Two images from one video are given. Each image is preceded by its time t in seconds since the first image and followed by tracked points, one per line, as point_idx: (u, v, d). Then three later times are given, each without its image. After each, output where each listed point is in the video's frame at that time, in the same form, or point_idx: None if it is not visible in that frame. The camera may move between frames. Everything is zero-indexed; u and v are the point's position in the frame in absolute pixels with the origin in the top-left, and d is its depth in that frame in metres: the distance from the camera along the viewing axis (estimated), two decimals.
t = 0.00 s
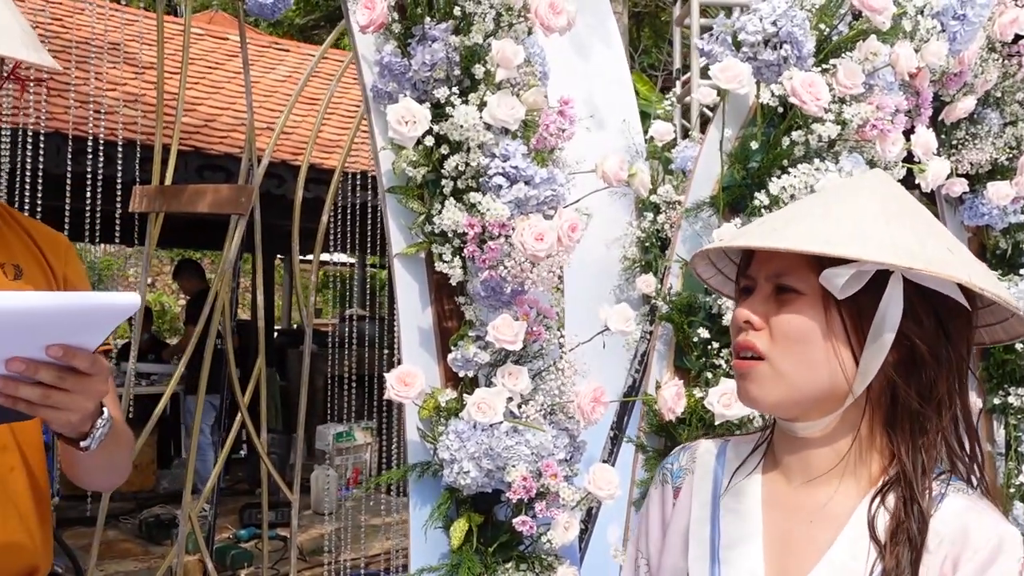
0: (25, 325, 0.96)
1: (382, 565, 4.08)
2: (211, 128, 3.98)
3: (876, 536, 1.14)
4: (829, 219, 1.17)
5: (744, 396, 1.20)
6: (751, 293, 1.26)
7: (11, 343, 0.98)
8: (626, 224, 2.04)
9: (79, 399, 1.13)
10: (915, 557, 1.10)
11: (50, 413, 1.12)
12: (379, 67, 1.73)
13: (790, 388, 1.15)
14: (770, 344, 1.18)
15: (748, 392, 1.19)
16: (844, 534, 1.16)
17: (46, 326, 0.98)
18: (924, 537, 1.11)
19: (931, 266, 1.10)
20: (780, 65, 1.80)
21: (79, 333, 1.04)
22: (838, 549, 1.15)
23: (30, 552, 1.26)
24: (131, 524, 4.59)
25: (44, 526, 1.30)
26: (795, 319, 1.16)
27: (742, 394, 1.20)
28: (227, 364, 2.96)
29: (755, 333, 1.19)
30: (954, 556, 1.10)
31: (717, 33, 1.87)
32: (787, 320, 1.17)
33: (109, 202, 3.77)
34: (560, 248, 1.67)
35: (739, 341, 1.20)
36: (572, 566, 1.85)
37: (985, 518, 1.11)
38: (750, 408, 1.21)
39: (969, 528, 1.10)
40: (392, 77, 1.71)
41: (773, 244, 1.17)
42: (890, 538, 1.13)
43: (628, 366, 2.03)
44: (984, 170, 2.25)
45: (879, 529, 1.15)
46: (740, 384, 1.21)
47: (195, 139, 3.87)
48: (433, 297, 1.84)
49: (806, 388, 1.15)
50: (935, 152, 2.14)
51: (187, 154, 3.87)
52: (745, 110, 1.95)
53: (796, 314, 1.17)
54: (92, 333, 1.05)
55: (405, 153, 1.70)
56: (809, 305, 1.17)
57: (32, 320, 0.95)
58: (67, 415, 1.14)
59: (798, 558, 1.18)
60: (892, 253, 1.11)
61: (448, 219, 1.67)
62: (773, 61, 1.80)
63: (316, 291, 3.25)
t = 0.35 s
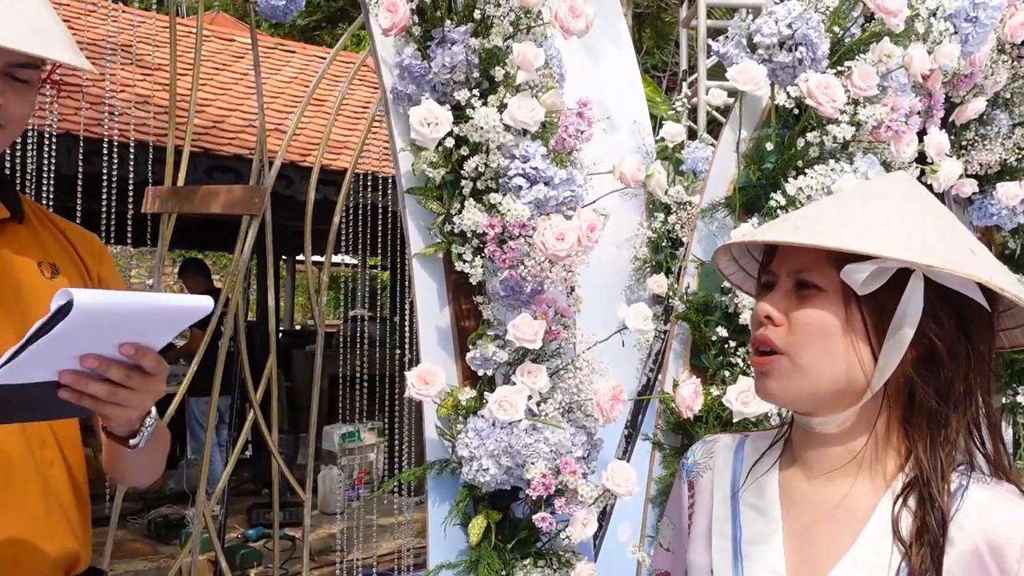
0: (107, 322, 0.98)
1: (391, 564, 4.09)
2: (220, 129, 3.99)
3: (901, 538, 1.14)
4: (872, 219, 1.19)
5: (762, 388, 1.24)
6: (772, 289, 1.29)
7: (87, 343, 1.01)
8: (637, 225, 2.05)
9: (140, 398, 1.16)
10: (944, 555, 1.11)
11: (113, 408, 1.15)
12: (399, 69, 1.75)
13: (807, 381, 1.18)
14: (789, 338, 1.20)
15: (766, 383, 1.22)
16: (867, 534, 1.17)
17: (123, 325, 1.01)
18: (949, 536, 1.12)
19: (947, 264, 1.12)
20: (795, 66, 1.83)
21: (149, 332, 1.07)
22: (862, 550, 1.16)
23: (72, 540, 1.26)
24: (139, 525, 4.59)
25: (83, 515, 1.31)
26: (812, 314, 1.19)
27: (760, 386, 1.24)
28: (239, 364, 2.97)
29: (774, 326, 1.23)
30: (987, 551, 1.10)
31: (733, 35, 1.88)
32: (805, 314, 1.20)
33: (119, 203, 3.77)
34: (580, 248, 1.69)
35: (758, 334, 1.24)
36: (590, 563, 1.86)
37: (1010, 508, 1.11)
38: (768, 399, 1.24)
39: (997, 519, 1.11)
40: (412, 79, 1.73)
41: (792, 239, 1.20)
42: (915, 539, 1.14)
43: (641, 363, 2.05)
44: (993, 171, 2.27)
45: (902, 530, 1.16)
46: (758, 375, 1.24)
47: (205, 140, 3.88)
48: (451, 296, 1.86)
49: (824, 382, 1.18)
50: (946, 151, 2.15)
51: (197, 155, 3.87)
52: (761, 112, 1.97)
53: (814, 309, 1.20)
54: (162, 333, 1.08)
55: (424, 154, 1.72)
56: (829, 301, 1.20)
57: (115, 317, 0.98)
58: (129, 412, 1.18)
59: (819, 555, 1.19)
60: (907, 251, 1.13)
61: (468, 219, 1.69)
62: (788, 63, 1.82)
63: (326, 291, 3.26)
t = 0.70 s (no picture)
0: (147, 303, 1.00)
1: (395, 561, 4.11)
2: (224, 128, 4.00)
3: (930, 482, 1.19)
4: (879, 203, 1.21)
5: (853, 382, 1.19)
6: (839, 274, 1.24)
7: (125, 325, 1.03)
8: (642, 221, 2.05)
9: (174, 380, 1.18)
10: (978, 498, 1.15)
11: (147, 390, 1.16)
12: (410, 64, 1.76)
13: (903, 373, 1.18)
14: (892, 333, 1.17)
15: (864, 378, 1.18)
16: (902, 489, 1.20)
17: (163, 307, 1.03)
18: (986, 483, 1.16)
19: None
20: (802, 62, 1.85)
21: (185, 316, 1.09)
22: (898, 507, 1.18)
23: (100, 521, 1.28)
24: (142, 522, 4.60)
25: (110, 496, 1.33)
26: (912, 308, 1.18)
27: (852, 380, 1.19)
28: (247, 359, 2.98)
29: (870, 319, 1.18)
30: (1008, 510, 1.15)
31: (740, 31, 1.90)
32: (905, 308, 1.18)
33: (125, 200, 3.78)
34: (590, 240, 1.70)
35: (856, 328, 1.17)
36: (600, 553, 1.88)
37: None
38: (856, 392, 1.20)
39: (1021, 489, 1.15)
40: (424, 74, 1.74)
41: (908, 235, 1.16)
42: (946, 481, 1.18)
43: (648, 355, 2.07)
44: (997, 167, 2.29)
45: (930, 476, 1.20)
46: (850, 369, 1.18)
47: (210, 138, 3.88)
48: (461, 289, 1.87)
49: (912, 372, 1.19)
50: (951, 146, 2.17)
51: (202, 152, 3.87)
52: (769, 107, 2.00)
53: (913, 302, 1.19)
54: (197, 316, 1.10)
55: (437, 148, 1.74)
56: (923, 295, 1.19)
57: (155, 298, 0.99)
58: (162, 395, 1.19)
59: (854, 522, 1.22)
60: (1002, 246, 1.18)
61: (480, 211, 1.71)
62: (796, 58, 1.84)
63: (333, 288, 3.28)
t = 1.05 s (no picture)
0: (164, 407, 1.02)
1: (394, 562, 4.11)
2: (223, 128, 3.99)
3: (935, 477, 1.19)
4: (890, 198, 1.20)
5: (863, 382, 1.18)
6: (847, 271, 1.23)
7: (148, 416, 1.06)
8: (643, 221, 2.05)
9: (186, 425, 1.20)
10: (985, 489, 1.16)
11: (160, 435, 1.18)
12: (412, 63, 1.76)
13: (910, 370, 1.18)
14: (903, 330, 1.17)
15: (874, 378, 1.17)
16: (911, 486, 1.20)
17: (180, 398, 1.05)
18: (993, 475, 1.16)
19: None
20: (804, 61, 1.85)
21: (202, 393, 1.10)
22: (910, 507, 1.18)
23: (102, 522, 1.27)
24: (142, 524, 4.59)
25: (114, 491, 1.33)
26: (920, 303, 1.18)
27: (862, 380, 1.18)
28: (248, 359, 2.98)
29: (881, 317, 1.17)
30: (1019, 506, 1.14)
31: (741, 31, 1.91)
32: (915, 304, 1.18)
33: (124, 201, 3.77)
34: (593, 240, 1.70)
35: (868, 327, 1.16)
36: (602, 553, 1.87)
37: None
38: (864, 392, 1.19)
39: None
40: (426, 73, 1.74)
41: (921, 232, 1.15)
42: (952, 477, 1.19)
43: (648, 355, 2.06)
44: (997, 166, 2.29)
45: (935, 471, 1.21)
46: (860, 368, 1.17)
47: (209, 139, 3.88)
48: (463, 290, 1.87)
49: (920, 370, 1.19)
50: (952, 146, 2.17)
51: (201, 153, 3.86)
52: (770, 108, 2.01)
53: (921, 298, 1.18)
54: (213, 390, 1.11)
55: (439, 148, 1.74)
56: (931, 292, 1.19)
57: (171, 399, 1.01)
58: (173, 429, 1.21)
59: (864, 525, 1.21)
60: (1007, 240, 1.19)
61: (483, 211, 1.71)
62: (798, 58, 1.85)
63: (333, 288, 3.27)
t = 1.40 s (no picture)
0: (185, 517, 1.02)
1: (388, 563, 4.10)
2: (216, 129, 3.98)
3: (893, 500, 1.18)
4: (843, 203, 1.24)
5: (795, 375, 1.19)
6: (793, 270, 1.25)
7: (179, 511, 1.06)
8: (634, 221, 2.06)
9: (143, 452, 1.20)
10: (944, 509, 1.16)
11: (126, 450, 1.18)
12: (398, 64, 1.76)
13: (846, 369, 1.18)
14: (838, 327, 1.17)
15: (806, 372, 1.18)
16: (865, 502, 1.19)
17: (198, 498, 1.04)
18: (950, 494, 1.16)
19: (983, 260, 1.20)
20: (791, 61, 1.85)
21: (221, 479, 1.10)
22: (867, 517, 1.18)
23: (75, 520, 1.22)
24: (136, 525, 4.58)
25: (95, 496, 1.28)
26: (860, 302, 1.18)
27: (794, 374, 1.19)
28: (238, 361, 2.96)
29: (817, 312, 1.18)
30: (990, 513, 1.16)
31: (729, 31, 1.92)
32: (854, 303, 1.18)
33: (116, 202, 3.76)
34: (579, 241, 1.70)
35: (801, 319, 1.18)
36: (590, 554, 1.87)
37: (1001, 468, 1.18)
38: (798, 387, 1.20)
39: (990, 478, 1.18)
40: (412, 74, 1.74)
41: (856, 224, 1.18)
42: (907, 498, 1.18)
43: (639, 357, 2.06)
44: (987, 166, 2.28)
45: (890, 493, 1.20)
46: (792, 361, 1.19)
47: (202, 140, 3.87)
48: (451, 291, 1.87)
49: (863, 370, 1.19)
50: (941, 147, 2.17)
51: (194, 154, 3.85)
52: (758, 108, 2.00)
53: (862, 297, 1.18)
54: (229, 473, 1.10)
55: (425, 149, 1.73)
56: (873, 292, 1.19)
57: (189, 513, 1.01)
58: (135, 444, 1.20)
59: (824, 535, 1.20)
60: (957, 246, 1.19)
61: (469, 212, 1.71)
62: (785, 58, 1.84)
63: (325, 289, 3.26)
